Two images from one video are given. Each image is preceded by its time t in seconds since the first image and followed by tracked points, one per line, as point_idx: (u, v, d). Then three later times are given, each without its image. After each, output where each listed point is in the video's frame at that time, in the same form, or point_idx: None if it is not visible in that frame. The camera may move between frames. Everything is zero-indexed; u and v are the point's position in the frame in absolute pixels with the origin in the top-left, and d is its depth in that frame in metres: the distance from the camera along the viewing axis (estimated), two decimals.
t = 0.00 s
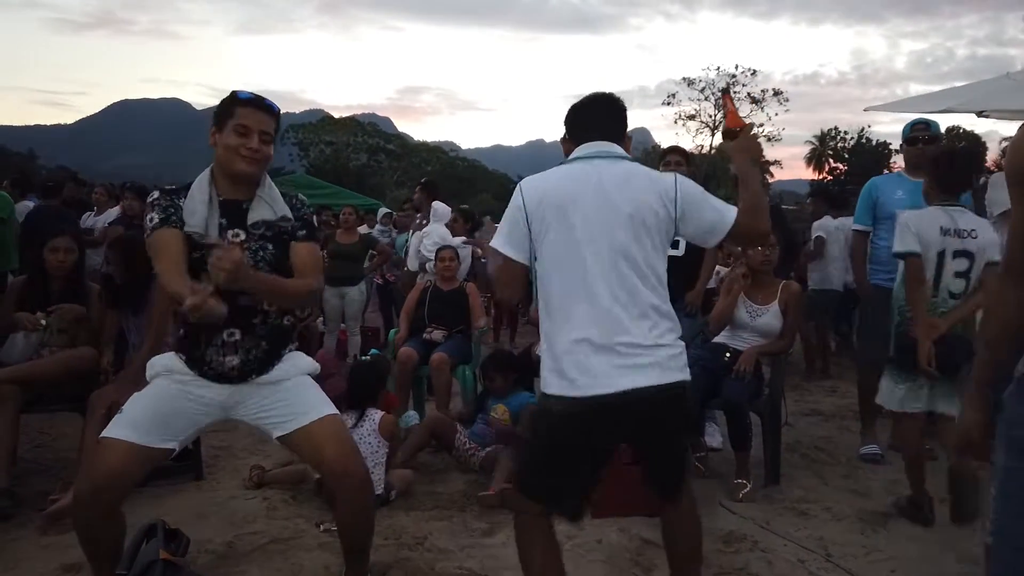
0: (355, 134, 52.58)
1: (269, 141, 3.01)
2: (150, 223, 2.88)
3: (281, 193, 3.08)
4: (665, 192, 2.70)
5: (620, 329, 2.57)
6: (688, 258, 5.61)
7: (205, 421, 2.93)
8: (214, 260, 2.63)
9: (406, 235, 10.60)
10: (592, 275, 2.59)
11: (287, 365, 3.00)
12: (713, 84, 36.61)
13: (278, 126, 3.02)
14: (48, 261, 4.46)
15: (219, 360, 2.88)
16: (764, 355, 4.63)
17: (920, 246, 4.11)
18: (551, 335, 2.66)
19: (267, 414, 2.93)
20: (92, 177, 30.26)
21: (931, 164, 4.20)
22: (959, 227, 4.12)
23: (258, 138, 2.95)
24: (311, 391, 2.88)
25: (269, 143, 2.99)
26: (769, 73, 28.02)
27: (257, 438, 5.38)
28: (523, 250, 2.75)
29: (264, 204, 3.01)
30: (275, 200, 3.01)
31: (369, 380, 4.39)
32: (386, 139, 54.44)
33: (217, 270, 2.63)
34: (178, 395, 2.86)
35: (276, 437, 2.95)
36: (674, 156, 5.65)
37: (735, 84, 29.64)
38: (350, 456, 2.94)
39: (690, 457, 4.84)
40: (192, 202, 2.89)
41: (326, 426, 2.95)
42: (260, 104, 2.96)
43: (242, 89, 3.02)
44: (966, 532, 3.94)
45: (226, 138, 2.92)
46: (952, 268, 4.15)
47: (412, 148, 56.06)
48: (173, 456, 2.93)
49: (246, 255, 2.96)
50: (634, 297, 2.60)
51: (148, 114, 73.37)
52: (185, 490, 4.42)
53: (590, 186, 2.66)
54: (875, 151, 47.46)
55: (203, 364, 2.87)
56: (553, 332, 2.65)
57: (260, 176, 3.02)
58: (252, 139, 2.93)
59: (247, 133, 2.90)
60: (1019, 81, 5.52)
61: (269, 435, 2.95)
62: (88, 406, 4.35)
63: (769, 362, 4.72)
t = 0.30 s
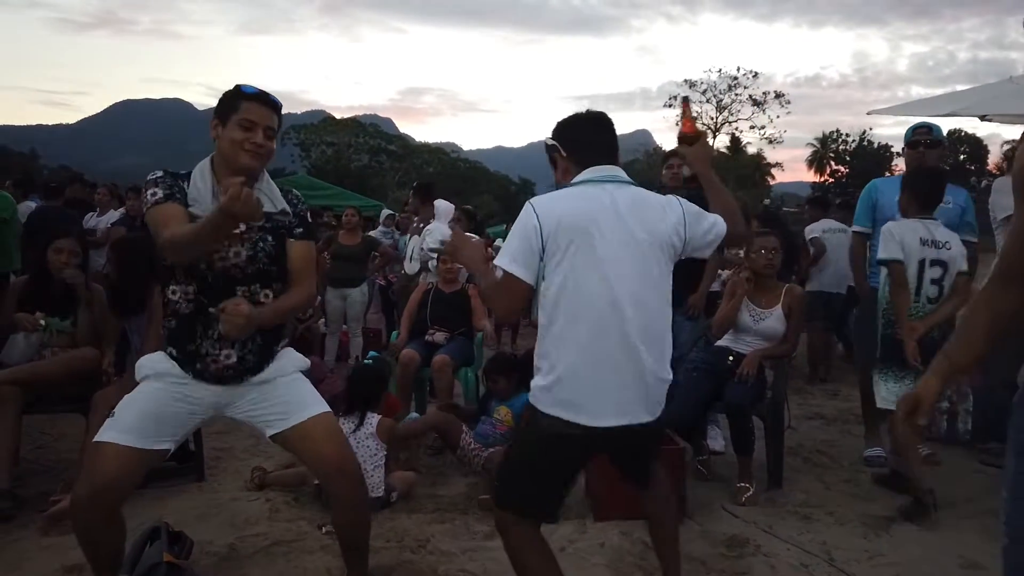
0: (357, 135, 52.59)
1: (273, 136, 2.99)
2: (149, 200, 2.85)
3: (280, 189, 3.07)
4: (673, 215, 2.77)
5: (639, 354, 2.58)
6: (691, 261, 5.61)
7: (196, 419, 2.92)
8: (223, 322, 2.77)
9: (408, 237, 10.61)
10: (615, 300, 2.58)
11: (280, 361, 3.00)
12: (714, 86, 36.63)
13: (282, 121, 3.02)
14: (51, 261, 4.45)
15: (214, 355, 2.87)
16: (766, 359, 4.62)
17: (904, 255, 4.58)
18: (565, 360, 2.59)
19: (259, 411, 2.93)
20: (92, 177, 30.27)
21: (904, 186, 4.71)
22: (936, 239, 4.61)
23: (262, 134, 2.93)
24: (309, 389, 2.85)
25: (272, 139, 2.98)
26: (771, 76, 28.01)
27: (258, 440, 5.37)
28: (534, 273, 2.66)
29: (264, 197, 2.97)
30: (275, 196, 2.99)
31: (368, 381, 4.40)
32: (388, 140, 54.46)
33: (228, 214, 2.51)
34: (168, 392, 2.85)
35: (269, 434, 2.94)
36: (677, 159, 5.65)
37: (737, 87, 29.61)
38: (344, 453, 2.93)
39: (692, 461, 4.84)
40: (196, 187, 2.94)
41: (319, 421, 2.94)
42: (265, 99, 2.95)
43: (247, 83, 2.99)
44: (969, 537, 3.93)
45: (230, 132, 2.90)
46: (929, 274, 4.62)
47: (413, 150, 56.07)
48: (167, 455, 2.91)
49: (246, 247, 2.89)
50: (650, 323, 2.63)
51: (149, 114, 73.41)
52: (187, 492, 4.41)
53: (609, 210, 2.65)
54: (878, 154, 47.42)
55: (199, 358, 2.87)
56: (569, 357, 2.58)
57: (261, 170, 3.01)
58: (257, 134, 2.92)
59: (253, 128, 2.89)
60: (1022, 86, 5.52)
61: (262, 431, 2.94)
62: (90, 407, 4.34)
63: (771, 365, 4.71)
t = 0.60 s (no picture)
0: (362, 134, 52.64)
1: (273, 120, 2.94)
2: (149, 203, 2.90)
3: (285, 174, 3.02)
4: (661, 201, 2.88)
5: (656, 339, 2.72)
6: (697, 257, 5.61)
7: (206, 409, 2.93)
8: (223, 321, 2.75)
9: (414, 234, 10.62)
10: (635, 293, 2.66)
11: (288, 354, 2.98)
12: (721, 85, 36.59)
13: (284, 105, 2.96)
14: (59, 254, 4.46)
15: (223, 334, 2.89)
16: (773, 355, 4.62)
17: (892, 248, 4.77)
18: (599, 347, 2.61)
19: (268, 404, 2.92)
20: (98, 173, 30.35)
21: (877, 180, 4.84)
22: (913, 231, 4.86)
23: (260, 116, 2.88)
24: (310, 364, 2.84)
25: (273, 121, 2.93)
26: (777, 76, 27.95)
27: (264, 434, 5.38)
28: (556, 273, 2.61)
29: (264, 186, 2.94)
30: (276, 184, 2.95)
31: (368, 378, 4.38)
32: (393, 139, 54.48)
33: (222, 207, 2.55)
34: (178, 382, 2.86)
35: (277, 428, 2.94)
36: (683, 155, 5.63)
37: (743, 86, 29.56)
38: (350, 449, 2.93)
39: (698, 457, 4.84)
40: (193, 182, 2.91)
41: (325, 417, 2.93)
42: (261, 82, 2.91)
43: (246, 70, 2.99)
44: (974, 534, 3.91)
45: (228, 118, 2.88)
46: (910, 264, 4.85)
47: (418, 148, 56.11)
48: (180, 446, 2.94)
49: (245, 239, 2.91)
50: (659, 305, 2.77)
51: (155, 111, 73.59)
52: (193, 484, 4.43)
53: (618, 204, 2.68)
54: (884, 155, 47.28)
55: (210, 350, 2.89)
56: (602, 347, 2.61)
57: (265, 156, 2.95)
58: (254, 116, 2.88)
59: (248, 111, 2.85)
60: None
61: (270, 425, 2.94)
62: (97, 400, 4.36)
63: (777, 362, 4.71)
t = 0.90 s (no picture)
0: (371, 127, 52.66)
1: (281, 127, 2.99)
2: (166, 226, 3.01)
3: (296, 180, 3.04)
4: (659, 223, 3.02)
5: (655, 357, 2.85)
6: (705, 256, 5.61)
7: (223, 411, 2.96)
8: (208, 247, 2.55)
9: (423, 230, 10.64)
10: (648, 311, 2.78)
11: (306, 360, 2.98)
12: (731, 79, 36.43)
13: (291, 111, 3.01)
14: (71, 251, 4.49)
15: (240, 338, 2.92)
16: (781, 354, 4.62)
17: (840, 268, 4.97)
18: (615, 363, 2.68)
19: (283, 409, 2.93)
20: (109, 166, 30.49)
21: (822, 200, 4.91)
22: (862, 245, 5.01)
23: (266, 123, 2.94)
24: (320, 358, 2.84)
25: (281, 128, 2.98)
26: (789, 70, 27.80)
27: (273, 430, 5.41)
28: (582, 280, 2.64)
29: (273, 192, 2.97)
30: (284, 185, 2.98)
31: (373, 376, 4.40)
32: (402, 132, 54.46)
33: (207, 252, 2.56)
34: (197, 383, 2.90)
35: (293, 434, 2.95)
36: (692, 154, 5.63)
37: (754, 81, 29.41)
38: (365, 457, 2.92)
39: (706, 456, 4.83)
40: (203, 195, 2.94)
41: (340, 424, 2.93)
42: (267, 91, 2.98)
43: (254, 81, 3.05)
44: (983, 536, 3.89)
45: (236, 126, 2.96)
46: (862, 275, 5.04)
47: (427, 142, 56.10)
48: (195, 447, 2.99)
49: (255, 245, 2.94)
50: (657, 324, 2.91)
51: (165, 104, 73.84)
52: (203, 480, 4.46)
53: (639, 222, 2.78)
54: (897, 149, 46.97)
55: (226, 340, 2.92)
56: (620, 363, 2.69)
57: (276, 163, 3.01)
58: (260, 124, 2.94)
59: (254, 118, 2.92)
60: None
61: (285, 430, 2.95)
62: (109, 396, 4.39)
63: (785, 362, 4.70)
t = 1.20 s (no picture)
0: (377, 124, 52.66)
1: (279, 148, 2.97)
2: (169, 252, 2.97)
3: (304, 205, 3.05)
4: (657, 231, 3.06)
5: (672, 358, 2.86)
6: (714, 260, 5.59)
7: (233, 432, 2.97)
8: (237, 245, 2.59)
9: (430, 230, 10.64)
10: (661, 315, 2.80)
11: (313, 379, 3.01)
12: (738, 74, 36.28)
13: (290, 132, 2.99)
14: (82, 263, 4.50)
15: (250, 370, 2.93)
16: (791, 361, 4.61)
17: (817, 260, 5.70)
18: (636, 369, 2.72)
19: (293, 427, 2.96)
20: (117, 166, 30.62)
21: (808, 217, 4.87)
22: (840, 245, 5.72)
23: (261, 144, 2.92)
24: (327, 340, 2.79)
25: (277, 148, 2.95)
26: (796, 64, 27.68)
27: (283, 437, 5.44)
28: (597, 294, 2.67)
29: (284, 220, 2.99)
30: (295, 213, 2.99)
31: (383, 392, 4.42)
32: (408, 129, 54.44)
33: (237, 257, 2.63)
34: (204, 407, 2.91)
35: (303, 451, 2.97)
36: (700, 158, 5.60)
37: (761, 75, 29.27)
38: (374, 471, 2.95)
39: (715, 462, 4.84)
40: (210, 222, 2.93)
41: (351, 440, 2.95)
42: (266, 113, 2.96)
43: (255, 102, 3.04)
44: (995, 544, 3.89)
45: (235, 148, 2.96)
46: (841, 273, 5.69)
47: (433, 138, 56.08)
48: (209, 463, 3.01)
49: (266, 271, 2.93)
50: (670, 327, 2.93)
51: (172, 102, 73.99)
52: (215, 489, 4.49)
53: (643, 231, 2.81)
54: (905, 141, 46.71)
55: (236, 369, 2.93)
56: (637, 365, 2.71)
57: (277, 185, 3.01)
58: (255, 146, 2.92)
59: (249, 140, 2.91)
60: None
61: (296, 448, 2.97)
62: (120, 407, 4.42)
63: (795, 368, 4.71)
